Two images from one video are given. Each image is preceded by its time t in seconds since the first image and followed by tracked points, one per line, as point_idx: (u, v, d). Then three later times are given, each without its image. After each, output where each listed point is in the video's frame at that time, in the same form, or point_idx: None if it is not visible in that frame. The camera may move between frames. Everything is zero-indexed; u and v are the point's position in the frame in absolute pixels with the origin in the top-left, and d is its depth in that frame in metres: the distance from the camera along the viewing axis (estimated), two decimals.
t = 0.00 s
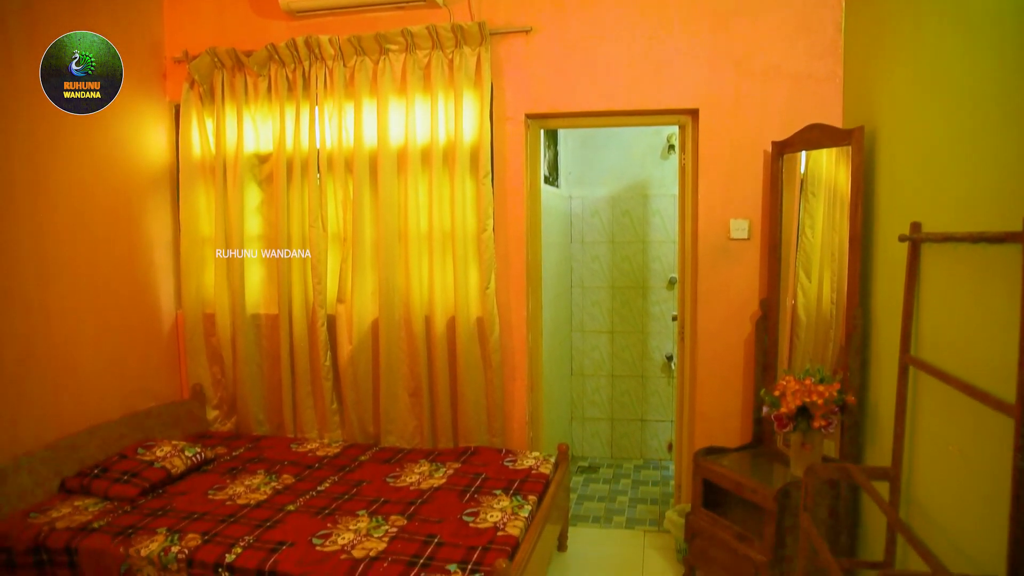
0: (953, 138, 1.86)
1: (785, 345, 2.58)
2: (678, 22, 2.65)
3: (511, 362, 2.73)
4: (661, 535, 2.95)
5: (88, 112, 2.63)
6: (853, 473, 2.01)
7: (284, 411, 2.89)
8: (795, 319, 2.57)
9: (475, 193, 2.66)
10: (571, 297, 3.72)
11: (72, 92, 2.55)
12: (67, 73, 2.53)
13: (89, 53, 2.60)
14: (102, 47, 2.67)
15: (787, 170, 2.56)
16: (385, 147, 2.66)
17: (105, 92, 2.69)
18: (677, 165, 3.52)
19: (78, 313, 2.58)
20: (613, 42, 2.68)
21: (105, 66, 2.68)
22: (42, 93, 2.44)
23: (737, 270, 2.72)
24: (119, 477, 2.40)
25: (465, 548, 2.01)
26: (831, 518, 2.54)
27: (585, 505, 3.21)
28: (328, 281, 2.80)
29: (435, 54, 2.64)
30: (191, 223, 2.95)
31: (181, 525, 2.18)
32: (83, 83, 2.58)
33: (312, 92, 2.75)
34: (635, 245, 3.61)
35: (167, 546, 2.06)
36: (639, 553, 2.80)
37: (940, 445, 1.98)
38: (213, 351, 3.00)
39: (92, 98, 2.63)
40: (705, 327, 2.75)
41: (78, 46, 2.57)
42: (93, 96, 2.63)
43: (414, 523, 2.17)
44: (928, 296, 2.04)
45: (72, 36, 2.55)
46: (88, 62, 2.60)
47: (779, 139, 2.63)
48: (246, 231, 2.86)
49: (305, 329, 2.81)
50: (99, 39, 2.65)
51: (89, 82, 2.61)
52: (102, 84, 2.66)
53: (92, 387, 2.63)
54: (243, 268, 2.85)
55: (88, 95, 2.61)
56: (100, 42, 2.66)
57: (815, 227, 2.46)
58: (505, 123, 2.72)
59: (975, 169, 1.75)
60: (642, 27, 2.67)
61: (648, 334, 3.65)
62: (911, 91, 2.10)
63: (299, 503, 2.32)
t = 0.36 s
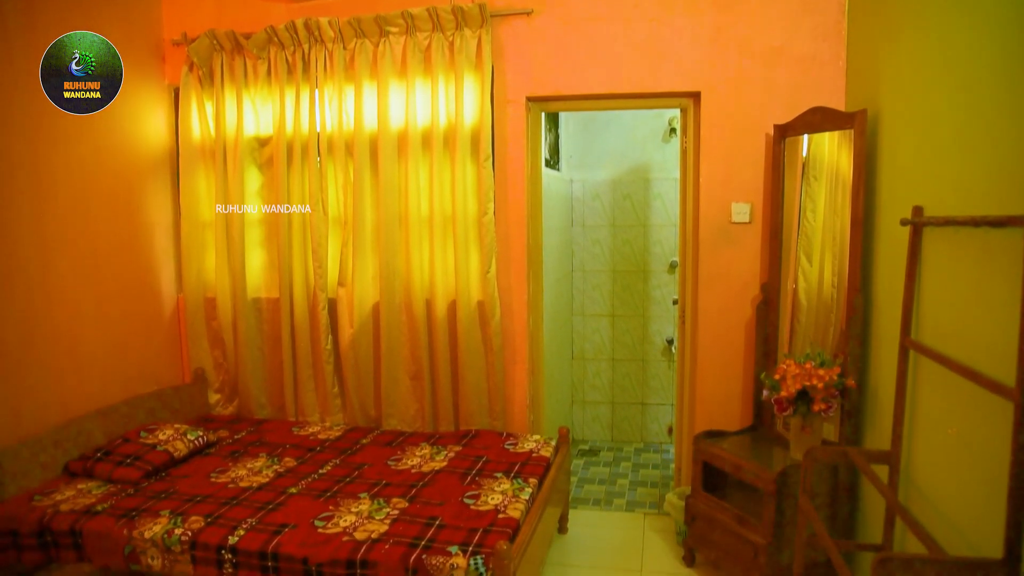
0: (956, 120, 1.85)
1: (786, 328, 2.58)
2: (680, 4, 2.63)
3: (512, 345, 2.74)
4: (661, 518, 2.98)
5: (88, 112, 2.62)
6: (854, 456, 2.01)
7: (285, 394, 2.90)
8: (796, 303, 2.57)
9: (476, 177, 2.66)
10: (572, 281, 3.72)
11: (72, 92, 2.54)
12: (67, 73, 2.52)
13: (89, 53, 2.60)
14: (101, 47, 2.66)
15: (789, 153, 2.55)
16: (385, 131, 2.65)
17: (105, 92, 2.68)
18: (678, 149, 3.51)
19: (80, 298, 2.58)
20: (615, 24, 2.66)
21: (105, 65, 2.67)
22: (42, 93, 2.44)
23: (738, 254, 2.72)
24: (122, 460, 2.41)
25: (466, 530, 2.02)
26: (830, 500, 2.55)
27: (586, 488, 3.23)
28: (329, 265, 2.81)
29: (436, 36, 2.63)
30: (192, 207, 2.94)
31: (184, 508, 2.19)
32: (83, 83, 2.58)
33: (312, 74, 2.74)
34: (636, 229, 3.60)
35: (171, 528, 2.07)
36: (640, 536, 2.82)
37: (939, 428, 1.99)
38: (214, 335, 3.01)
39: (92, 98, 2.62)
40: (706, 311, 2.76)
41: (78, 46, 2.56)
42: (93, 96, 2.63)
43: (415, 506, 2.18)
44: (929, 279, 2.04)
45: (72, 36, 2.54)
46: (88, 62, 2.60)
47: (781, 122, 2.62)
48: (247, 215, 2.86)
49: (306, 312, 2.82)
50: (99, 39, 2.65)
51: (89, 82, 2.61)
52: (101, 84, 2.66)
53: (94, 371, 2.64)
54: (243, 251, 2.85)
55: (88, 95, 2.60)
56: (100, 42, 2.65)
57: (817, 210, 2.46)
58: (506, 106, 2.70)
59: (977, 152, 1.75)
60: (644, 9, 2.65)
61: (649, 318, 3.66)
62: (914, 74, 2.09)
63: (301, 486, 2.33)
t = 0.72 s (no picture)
0: (960, 104, 1.84)
1: (787, 312, 2.59)
2: None
3: (513, 329, 2.75)
4: (662, 501, 3.00)
5: (88, 112, 2.62)
6: (853, 439, 2.02)
7: (287, 378, 2.91)
8: (797, 287, 2.57)
9: (477, 160, 2.65)
10: (573, 265, 3.72)
11: (72, 92, 2.54)
12: (67, 73, 2.53)
13: (89, 53, 2.60)
14: (101, 47, 2.67)
15: (792, 136, 2.54)
16: (386, 114, 2.64)
17: (105, 91, 2.68)
18: (680, 132, 3.49)
19: (81, 283, 2.58)
20: (617, 6, 2.64)
21: (105, 65, 2.68)
22: (41, 93, 2.44)
23: (740, 237, 2.72)
24: (125, 443, 2.42)
25: (467, 513, 2.04)
26: (829, 482, 2.56)
27: (586, 471, 3.24)
28: (330, 248, 2.81)
29: (436, 18, 2.61)
30: (192, 191, 2.94)
31: (187, 490, 2.20)
32: (83, 83, 2.58)
33: (312, 57, 2.72)
34: (638, 212, 3.59)
35: (174, 510, 2.09)
36: (640, 518, 2.84)
37: (938, 412, 2.00)
38: (215, 318, 3.01)
39: (92, 98, 2.62)
40: (707, 294, 2.76)
41: (78, 46, 2.56)
42: (93, 95, 2.62)
43: (417, 488, 2.19)
44: (931, 263, 2.04)
45: (72, 35, 2.54)
46: (88, 62, 2.60)
47: (784, 105, 2.61)
48: (248, 198, 2.86)
49: (308, 296, 2.82)
50: (99, 39, 2.65)
51: (89, 82, 2.60)
52: (102, 84, 2.66)
53: (96, 356, 2.64)
54: (244, 235, 2.85)
55: (88, 95, 2.60)
56: (100, 42, 2.66)
57: (819, 194, 2.45)
58: (508, 88, 2.69)
59: (980, 136, 1.74)
60: None
61: (650, 302, 3.66)
62: (917, 57, 2.08)
63: (303, 468, 2.34)
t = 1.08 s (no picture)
0: (963, 87, 1.82)
1: (787, 296, 2.59)
2: None
3: (514, 312, 2.75)
4: (661, 484, 3.02)
5: (89, 113, 2.62)
6: (852, 423, 2.02)
7: (288, 361, 2.92)
8: (798, 271, 2.57)
9: (477, 143, 2.65)
10: (574, 249, 3.71)
11: (72, 92, 2.54)
12: (67, 73, 2.52)
13: (88, 53, 2.60)
14: (101, 47, 2.67)
15: (794, 119, 2.53)
16: (386, 97, 2.63)
17: (105, 92, 2.68)
18: (681, 115, 3.48)
19: (81, 268, 2.58)
20: None
21: (105, 65, 2.68)
22: (41, 93, 2.43)
23: (741, 221, 2.71)
24: (127, 427, 2.43)
25: (468, 495, 2.05)
26: (828, 465, 2.57)
27: (587, 454, 3.26)
28: (331, 232, 2.81)
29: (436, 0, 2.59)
30: (192, 173, 2.93)
31: (189, 473, 2.22)
32: (83, 83, 2.57)
33: (312, 40, 2.71)
34: (639, 196, 3.58)
35: (177, 493, 2.11)
36: (640, 501, 2.86)
37: (937, 396, 2.00)
38: (216, 302, 3.02)
39: (92, 98, 2.62)
40: (707, 277, 2.76)
41: (78, 46, 2.57)
42: (93, 96, 2.62)
43: (418, 471, 2.21)
44: (932, 247, 2.03)
45: (72, 36, 2.54)
46: (88, 62, 2.60)
47: (786, 88, 2.60)
48: (248, 182, 2.86)
49: (309, 280, 2.83)
50: (99, 39, 2.66)
51: (89, 82, 2.60)
52: (101, 85, 2.66)
53: (97, 340, 2.65)
54: (244, 219, 2.85)
55: (88, 95, 2.60)
56: (100, 42, 2.66)
57: (820, 178, 2.44)
58: (508, 71, 2.67)
59: (983, 120, 1.73)
60: None
61: (651, 286, 3.66)
62: (921, 39, 2.06)
63: (304, 452, 2.36)
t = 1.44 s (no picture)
0: (967, 69, 1.81)
1: (788, 280, 2.59)
2: None
3: (515, 295, 2.75)
4: (662, 467, 3.03)
5: (89, 113, 2.61)
6: (852, 406, 2.03)
7: (290, 344, 2.93)
8: (799, 255, 2.56)
9: (478, 125, 2.64)
10: (575, 233, 3.71)
11: (72, 92, 2.54)
12: (67, 73, 2.52)
13: (89, 53, 2.59)
14: (101, 46, 2.65)
15: (796, 104, 2.52)
16: (386, 80, 2.62)
17: (105, 91, 2.66)
18: (683, 98, 3.46)
19: (82, 253, 2.58)
20: None
21: (105, 65, 2.66)
22: (41, 93, 2.43)
23: (742, 204, 2.71)
24: (130, 410, 2.44)
25: (469, 478, 2.06)
26: (828, 448, 2.58)
27: (587, 438, 3.28)
28: (331, 215, 2.81)
29: None
30: (192, 156, 2.93)
31: (192, 456, 2.23)
32: (83, 83, 2.57)
33: (311, 22, 2.69)
34: (640, 179, 3.57)
35: (180, 476, 2.12)
36: (640, 484, 2.88)
37: (937, 379, 2.00)
38: (217, 286, 3.02)
39: (92, 99, 2.61)
40: (709, 261, 2.76)
41: (78, 46, 2.55)
42: (93, 96, 2.61)
43: (419, 454, 2.21)
44: (933, 231, 2.03)
45: (72, 36, 2.53)
46: (88, 62, 2.59)
47: (788, 71, 2.59)
48: (248, 165, 2.86)
49: (310, 264, 2.83)
50: (99, 39, 2.63)
51: (89, 82, 2.60)
52: (101, 84, 2.64)
53: (99, 324, 2.65)
54: (245, 202, 2.85)
55: (88, 95, 2.59)
56: (100, 41, 2.64)
57: (823, 161, 2.43)
58: (509, 53, 2.65)
59: (986, 102, 1.72)
60: None
61: (652, 269, 3.66)
62: (925, 21, 2.05)
63: (306, 435, 2.36)
